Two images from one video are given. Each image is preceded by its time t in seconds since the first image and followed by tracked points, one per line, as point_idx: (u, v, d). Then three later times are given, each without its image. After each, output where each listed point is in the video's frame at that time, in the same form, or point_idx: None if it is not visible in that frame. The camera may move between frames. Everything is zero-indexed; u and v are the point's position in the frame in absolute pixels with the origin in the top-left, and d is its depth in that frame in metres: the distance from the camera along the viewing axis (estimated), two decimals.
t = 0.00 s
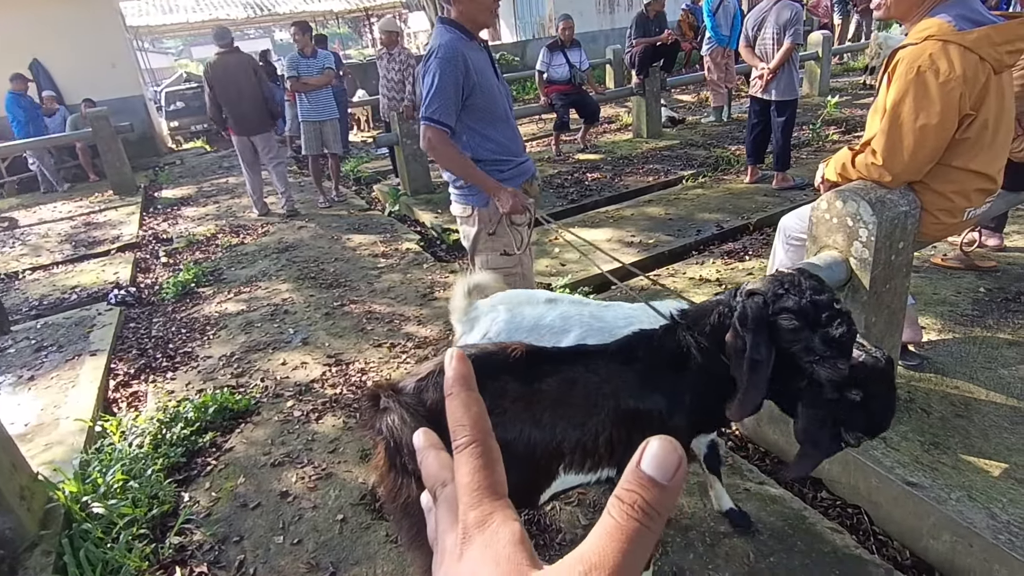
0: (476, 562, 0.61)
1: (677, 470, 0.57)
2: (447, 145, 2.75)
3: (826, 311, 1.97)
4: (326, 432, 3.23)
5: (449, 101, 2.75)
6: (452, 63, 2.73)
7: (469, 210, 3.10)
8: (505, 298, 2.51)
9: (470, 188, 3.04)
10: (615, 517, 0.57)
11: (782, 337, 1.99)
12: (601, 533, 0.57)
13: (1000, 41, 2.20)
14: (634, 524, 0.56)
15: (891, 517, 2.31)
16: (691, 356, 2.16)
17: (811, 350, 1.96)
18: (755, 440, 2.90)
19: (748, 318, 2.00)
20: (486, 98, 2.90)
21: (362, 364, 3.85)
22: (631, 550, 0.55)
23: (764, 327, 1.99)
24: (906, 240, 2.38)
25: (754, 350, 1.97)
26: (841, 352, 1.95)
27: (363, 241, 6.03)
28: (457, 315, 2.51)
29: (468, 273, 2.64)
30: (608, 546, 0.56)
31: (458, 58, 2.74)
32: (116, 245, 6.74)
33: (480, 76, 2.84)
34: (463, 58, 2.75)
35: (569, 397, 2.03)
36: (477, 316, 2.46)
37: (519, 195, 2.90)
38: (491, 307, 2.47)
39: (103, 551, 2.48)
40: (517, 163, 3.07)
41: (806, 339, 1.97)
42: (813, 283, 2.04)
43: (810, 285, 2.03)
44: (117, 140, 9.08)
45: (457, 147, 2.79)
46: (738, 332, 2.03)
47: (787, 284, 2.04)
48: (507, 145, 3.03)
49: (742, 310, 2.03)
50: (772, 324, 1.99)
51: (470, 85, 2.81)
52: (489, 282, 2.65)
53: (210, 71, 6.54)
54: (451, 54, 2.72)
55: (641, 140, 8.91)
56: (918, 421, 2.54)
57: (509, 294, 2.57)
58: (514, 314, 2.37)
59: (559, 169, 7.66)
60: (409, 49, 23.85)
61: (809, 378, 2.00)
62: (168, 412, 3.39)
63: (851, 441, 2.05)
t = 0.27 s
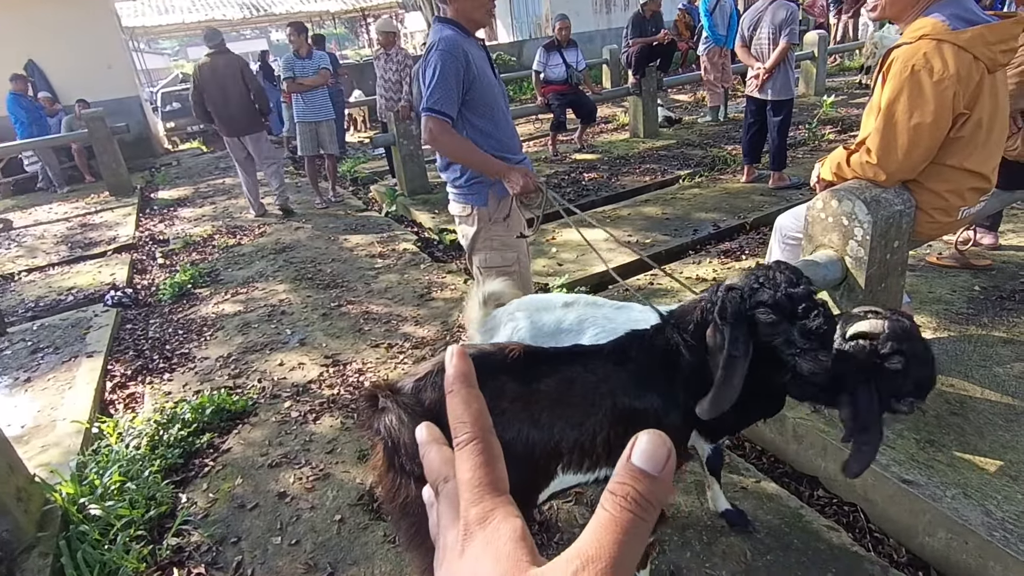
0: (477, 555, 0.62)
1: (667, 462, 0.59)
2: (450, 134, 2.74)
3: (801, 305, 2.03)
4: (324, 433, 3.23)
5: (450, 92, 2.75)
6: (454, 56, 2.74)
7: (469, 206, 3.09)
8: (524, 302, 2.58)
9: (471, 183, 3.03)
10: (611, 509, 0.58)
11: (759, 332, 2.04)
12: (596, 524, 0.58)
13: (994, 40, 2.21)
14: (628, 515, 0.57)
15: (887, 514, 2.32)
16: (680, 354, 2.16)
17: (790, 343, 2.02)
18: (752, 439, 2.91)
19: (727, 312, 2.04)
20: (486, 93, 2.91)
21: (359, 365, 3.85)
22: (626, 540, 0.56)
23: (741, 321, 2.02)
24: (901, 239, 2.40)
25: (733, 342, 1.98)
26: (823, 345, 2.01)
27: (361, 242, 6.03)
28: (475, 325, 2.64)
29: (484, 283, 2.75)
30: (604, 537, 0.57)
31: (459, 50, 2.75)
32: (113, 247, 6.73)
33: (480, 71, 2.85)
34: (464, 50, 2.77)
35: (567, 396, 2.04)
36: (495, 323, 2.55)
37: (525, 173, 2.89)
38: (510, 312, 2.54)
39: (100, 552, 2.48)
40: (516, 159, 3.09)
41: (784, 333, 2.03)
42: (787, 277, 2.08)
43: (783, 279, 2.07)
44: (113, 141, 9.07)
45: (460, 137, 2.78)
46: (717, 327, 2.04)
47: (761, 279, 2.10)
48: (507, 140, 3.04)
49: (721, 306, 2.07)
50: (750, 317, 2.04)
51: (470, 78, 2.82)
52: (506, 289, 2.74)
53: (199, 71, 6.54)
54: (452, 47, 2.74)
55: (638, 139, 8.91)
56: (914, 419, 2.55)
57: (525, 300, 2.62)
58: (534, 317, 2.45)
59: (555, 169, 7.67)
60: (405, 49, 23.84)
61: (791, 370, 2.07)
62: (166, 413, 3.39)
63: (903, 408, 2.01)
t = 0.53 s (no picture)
0: (480, 552, 0.62)
1: (667, 457, 0.60)
2: (449, 131, 2.74)
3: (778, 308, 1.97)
4: (322, 434, 3.24)
5: (449, 89, 2.75)
6: (454, 55, 2.74)
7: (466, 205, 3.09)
8: (531, 301, 2.52)
9: (467, 182, 3.04)
10: (610, 506, 0.58)
11: (736, 334, 2.01)
12: (595, 520, 0.58)
13: (988, 40, 2.23)
14: (628, 510, 0.58)
15: (883, 512, 2.33)
16: (672, 352, 2.15)
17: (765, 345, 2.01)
18: (749, 437, 2.92)
19: (710, 309, 2.03)
20: (485, 92, 2.92)
21: (357, 366, 3.85)
22: (626, 538, 0.56)
23: (719, 326, 2.00)
24: (896, 238, 2.40)
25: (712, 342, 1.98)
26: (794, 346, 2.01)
27: (357, 242, 6.03)
28: (481, 320, 2.59)
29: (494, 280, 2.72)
30: (603, 534, 0.57)
31: (459, 49, 2.76)
32: (109, 248, 6.71)
33: (479, 70, 2.86)
34: (464, 49, 2.77)
35: (563, 395, 2.04)
36: (502, 321, 2.50)
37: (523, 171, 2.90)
38: (516, 310, 2.49)
39: (98, 555, 2.48)
40: (513, 159, 3.09)
41: (761, 336, 2.00)
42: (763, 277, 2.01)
43: (760, 281, 2.00)
44: (109, 143, 9.05)
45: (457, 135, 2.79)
46: (699, 324, 2.05)
47: (739, 280, 2.03)
48: (504, 140, 3.05)
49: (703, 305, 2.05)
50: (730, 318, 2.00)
51: (469, 77, 2.83)
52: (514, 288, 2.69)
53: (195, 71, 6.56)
54: (452, 45, 2.74)
55: (634, 139, 8.92)
56: (909, 417, 2.56)
57: (533, 300, 2.54)
58: (540, 316, 2.37)
59: (552, 169, 7.67)
60: (402, 50, 23.83)
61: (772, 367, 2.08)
62: (163, 415, 3.38)
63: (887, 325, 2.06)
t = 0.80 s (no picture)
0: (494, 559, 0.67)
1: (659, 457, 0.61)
2: (438, 133, 2.75)
3: (773, 312, 2.01)
4: (320, 434, 3.23)
5: (442, 91, 2.76)
6: (448, 56, 2.74)
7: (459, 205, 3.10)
8: (518, 298, 2.35)
9: (461, 183, 3.04)
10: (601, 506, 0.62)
11: (730, 339, 2.03)
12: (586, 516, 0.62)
13: (984, 39, 2.23)
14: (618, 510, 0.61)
15: (881, 509, 2.34)
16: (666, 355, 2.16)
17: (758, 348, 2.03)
18: (747, 435, 2.92)
19: (701, 314, 2.04)
20: (480, 94, 2.91)
21: (355, 366, 3.84)
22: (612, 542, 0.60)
23: (713, 329, 2.01)
24: (893, 236, 2.41)
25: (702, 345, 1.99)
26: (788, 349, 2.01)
27: (355, 242, 6.02)
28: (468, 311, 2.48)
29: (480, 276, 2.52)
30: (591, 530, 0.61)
31: (453, 50, 2.75)
32: (106, 249, 6.70)
33: (475, 71, 2.85)
34: (459, 50, 2.77)
35: (561, 394, 2.04)
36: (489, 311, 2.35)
37: (511, 179, 2.89)
38: (502, 307, 2.32)
39: (96, 556, 2.47)
40: (509, 160, 3.08)
41: (755, 341, 2.02)
42: (762, 282, 2.04)
43: (758, 287, 2.03)
44: (106, 144, 9.03)
45: (447, 137, 2.80)
46: (692, 328, 2.06)
47: (733, 289, 2.05)
48: (500, 141, 3.03)
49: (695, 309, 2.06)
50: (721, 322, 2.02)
51: (463, 78, 2.82)
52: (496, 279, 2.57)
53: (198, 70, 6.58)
54: (446, 47, 2.74)
55: (631, 139, 8.92)
56: (906, 415, 2.57)
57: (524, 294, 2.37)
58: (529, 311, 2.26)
59: (550, 169, 7.67)
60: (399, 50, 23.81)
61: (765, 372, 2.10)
62: (161, 416, 3.38)
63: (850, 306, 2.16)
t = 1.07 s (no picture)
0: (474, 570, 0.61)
1: (644, 453, 0.59)
2: (433, 131, 2.75)
3: (769, 287, 2.00)
4: (319, 434, 3.23)
5: (437, 89, 2.76)
6: (442, 55, 2.74)
7: (455, 204, 3.10)
8: (505, 291, 2.56)
9: (456, 182, 3.05)
10: (591, 508, 0.58)
11: (729, 318, 2.01)
12: (576, 524, 0.58)
13: (980, 38, 2.24)
14: (608, 509, 0.57)
15: (879, 508, 2.34)
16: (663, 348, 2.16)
17: (758, 326, 2.02)
18: (746, 434, 2.93)
19: (694, 303, 1.99)
20: (476, 92, 2.90)
21: (353, 366, 3.84)
22: (606, 539, 0.56)
23: (711, 312, 1.99)
24: (891, 235, 2.41)
25: (705, 333, 1.97)
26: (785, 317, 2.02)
27: (354, 243, 6.02)
28: (457, 309, 2.64)
29: (470, 269, 2.76)
30: (584, 537, 0.57)
31: (449, 49, 2.76)
32: (103, 250, 6.69)
33: (470, 70, 2.85)
34: (454, 49, 2.77)
35: (558, 392, 2.04)
36: (476, 309, 2.55)
37: (505, 177, 2.88)
38: (491, 299, 2.52)
39: (94, 557, 2.47)
40: (506, 158, 3.07)
41: (756, 318, 2.01)
42: (752, 259, 2.04)
43: (750, 265, 2.02)
44: (103, 144, 9.01)
45: (442, 135, 2.79)
46: (686, 318, 2.03)
47: (726, 268, 2.02)
48: (497, 139, 3.03)
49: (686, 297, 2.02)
50: (717, 307, 1.99)
51: (459, 77, 2.83)
52: (489, 276, 2.74)
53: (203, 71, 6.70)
54: (442, 45, 2.75)
55: (629, 138, 8.93)
56: (904, 413, 2.57)
57: (509, 289, 2.58)
58: (513, 306, 2.41)
59: (548, 169, 7.67)
60: (397, 50, 23.80)
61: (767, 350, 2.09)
62: (159, 417, 3.38)
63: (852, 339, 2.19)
